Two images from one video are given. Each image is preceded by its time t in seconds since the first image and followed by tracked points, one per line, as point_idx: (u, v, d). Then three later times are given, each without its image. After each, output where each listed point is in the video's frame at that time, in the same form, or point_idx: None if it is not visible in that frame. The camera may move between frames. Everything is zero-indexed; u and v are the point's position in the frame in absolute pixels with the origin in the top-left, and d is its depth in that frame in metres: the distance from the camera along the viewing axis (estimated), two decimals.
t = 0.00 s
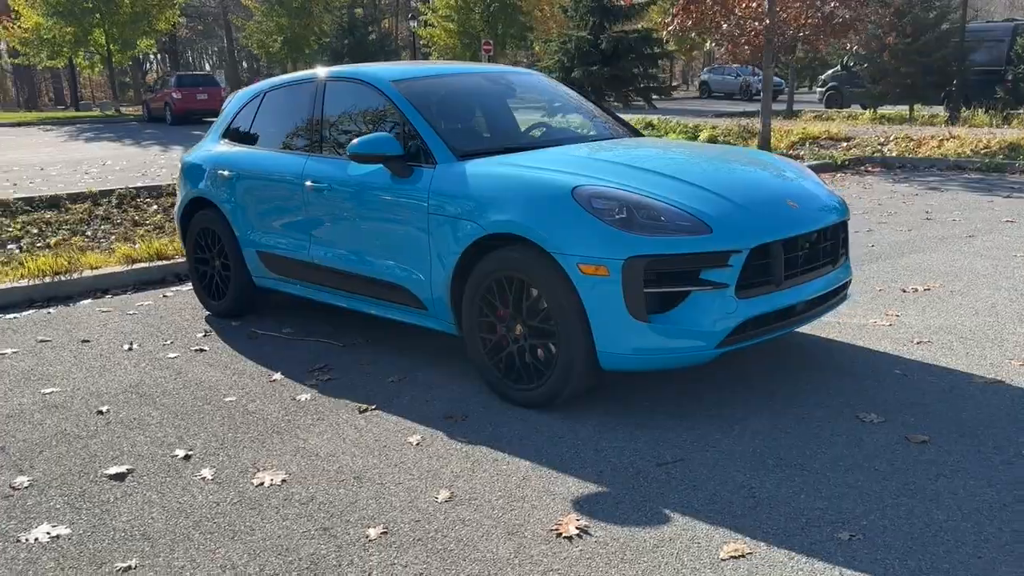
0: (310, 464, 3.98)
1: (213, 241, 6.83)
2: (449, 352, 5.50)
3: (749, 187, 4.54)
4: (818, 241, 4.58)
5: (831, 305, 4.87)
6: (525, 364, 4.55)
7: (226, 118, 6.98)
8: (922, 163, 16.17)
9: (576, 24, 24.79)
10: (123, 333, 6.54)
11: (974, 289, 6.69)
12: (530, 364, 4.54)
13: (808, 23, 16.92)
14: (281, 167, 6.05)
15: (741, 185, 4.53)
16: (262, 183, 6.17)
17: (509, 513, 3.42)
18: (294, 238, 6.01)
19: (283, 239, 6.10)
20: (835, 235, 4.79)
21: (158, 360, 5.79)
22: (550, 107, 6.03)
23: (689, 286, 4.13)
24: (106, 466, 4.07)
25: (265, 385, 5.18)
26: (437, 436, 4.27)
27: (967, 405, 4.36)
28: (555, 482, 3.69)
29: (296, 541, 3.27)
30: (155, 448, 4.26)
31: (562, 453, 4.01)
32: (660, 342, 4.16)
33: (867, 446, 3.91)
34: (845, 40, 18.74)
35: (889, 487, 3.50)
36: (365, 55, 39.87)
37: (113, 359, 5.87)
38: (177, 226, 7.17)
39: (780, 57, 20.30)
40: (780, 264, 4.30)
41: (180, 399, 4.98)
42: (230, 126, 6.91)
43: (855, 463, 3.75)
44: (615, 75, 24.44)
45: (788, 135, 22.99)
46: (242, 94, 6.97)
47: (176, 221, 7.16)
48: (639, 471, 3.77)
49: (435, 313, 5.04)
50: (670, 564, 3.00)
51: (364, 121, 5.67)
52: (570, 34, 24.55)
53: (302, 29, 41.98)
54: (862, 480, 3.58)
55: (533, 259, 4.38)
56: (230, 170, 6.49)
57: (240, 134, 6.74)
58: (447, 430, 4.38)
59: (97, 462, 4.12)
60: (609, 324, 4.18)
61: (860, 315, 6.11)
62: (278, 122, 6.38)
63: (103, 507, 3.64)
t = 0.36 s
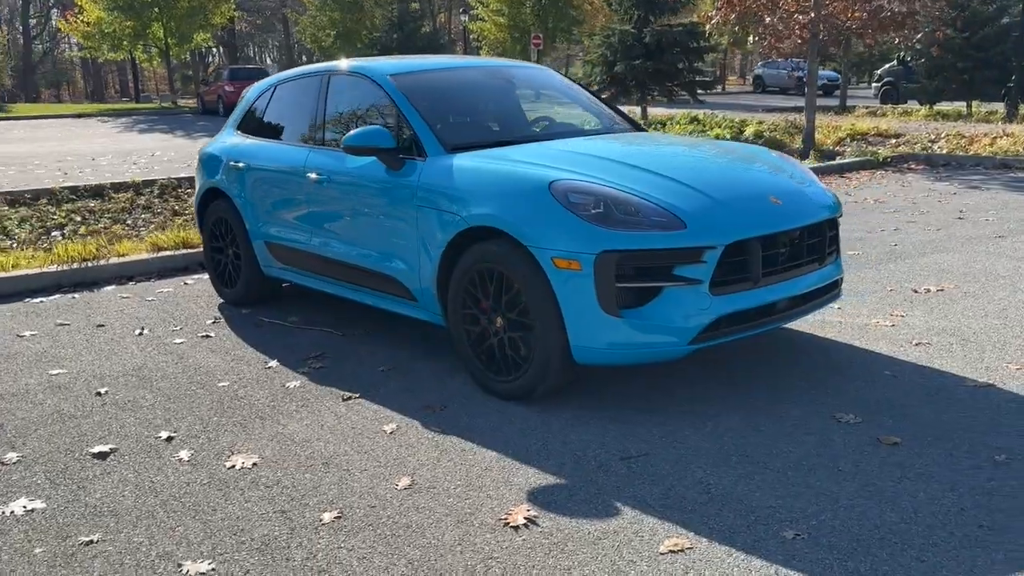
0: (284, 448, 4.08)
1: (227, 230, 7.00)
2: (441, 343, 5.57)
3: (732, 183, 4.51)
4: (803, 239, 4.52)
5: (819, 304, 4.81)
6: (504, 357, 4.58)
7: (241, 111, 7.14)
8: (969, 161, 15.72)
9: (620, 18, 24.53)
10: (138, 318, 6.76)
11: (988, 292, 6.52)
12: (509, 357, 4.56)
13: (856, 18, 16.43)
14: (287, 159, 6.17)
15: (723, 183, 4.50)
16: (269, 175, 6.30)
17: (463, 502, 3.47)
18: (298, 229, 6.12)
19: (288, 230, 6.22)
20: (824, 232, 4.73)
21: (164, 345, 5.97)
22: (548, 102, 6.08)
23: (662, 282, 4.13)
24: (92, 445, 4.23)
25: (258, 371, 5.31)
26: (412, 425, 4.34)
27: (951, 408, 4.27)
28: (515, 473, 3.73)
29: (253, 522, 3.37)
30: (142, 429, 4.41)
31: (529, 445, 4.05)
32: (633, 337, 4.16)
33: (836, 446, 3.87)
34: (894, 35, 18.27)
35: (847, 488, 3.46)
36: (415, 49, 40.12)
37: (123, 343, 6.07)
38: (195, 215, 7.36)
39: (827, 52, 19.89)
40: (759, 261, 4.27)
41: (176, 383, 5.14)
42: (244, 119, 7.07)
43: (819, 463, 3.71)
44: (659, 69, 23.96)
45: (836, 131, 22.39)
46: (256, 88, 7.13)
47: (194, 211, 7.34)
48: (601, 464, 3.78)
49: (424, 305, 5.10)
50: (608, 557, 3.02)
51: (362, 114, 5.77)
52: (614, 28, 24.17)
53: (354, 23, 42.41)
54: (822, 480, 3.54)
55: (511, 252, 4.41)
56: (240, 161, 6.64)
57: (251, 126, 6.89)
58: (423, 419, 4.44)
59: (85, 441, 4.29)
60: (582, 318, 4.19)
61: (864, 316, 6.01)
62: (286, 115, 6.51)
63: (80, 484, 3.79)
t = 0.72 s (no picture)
0: (267, 438, 4.21)
1: (245, 223, 7.18)
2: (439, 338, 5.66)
3: (720, 185, 4.50)
4: (792, 241, 4.48)
5: (812, 308, 4.76)
6: (491, 353, 4.64)
7: (260, 107, 7.30)
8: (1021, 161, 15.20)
9: (667, 10, 23.92)
10: (158, 307, 6.98)
11: (1007, 298, 6.35)
12: (494, 353, 4.62)
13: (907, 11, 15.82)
14: (298, 154, 6.30)
15: (710, 184, 4.49)
16: (281, 170, 6.45)
17: (426, 495, 3.54)
18: (307, 224, 6.25)
19: (298, 224, 6.36)
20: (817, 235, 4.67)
21: (176, 334, 6.17)
22: (553, 102, 6.15)
23: (641, 282, 4.14)
24: (89, 429, 4.41)
25: (260, 362, 5.46)
26: (395, 418, 4.43)
27: (937, 416, 4.20)
28: (483, 468, 3.79)
29: (222, 508, 3.49)
30: (139, 415, 4.58)
31: (505, 441, 4.11)
32: (612, 336, 4.17)
33: (809, 451, 3.84)
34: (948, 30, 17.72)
35: (810, 493, 3.44)
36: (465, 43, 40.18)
37: (139, 331, 6.29)
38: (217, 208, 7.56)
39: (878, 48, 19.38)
40: (741, 263, 4.25)
41: (180, 371, 5.31)
42: (263, 115, 7.23)
43: (787, 467, 3.69)
44: (706, 64, 23.30)
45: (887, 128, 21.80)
46: (275, 84, 7.29)
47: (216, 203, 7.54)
48: (570, 462, 3.82)
49: (419, 300, 5.18)
50: (556, 554, 3.07)
51: (367, 112, 5.88)
52: (660, 22, 23.54)
53: (405, 17, 42.63)
54: (787, 485, 3.53)
55: (497, 250, 4.46)
56: (256, 156, 6.80)
57: (269, 123, 7.06)
58: (407, 413, 4.53)
59: (84, 425, 4.46)
60: (561, 316, 4.22)
61: (870, 319, 5.91)
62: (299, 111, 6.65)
63: (70, 466, 3.96)
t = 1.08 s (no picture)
0: (244, 430, 4.24)
1: (258, 215, 7.26)
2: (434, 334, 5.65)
3: (708, 185, 4.39)
4: (781, 243, 4.36)
5: (806, 312, 4.62)
6: (473, 351, 4.61)
7: (275, 100, 7.37)
8: None
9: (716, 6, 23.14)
10: (171, 297, 7.11)
11: None
12: (476, 351, 4.59)
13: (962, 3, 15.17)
14: (304, 148, 6.34)
15: (696, 184, 4.38)
16: (289, 164, 6.50)
17: (383, 492, 3.53)
18: (312, 217, 6.29)
19: (305, 218, 6.41)
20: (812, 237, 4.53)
21: (182, 324, 6.27)
22: (557, 100, 6.08)
23: (618, 283, 4.07)
24: (76, 416, 4.49)
25: (255, 353, 5.52)
26: (372, 414, 4.44)
27: (925, 429, 4.04)
28: (447, 468, 3.77)
29: (182, 499, 3.53)
30: (126, 404, 4.66)
31: (475, 441, 4.08)
32: (587, 337, 4.11)
33: (781, 461, 3.73)
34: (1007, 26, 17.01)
35: (771, 505, 3.34)
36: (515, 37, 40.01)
37: (147, 320, 6.41)
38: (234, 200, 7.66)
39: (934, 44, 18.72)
40: (723, 265, 4.15)
41: (177, 361, 5.40)
42: (278, 109, 7.30)
43: (755, 477, 3.59)
44: (754, 59, 22.44)
45: (941, 127, 21.07)
46: (289, 78, 7.35)
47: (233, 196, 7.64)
48: (534, 464, 3.78)
49: (410, 296, 5.18)
50: (498, 558, 3.02)
51: (369, 107, 5.90)
52: (708, 16, 22.70)
53: (457, 12, 42.62)
54: (750, 495, 3.43)
55: (478, 247, 4.43)
56: (268, 150, 6.87)
57: (282, 117, 7.13)
58: (386, 408, 4.54)
59: (73, 412, 4.56)
60: (538, 316, 4.18)
61: (879, 325, 5.71)
62: (309, 106, 6.70)
63: (50, 452, 4.05)
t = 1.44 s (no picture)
0: (228, 422, 4.30)
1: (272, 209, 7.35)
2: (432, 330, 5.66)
3: (697, 186, 4.31)
4: (770, 246, 4.26)
5: (799, 316, 4.52)
6: (459, 350, 4.60)
7: (291, 96, 7.45)
8: None
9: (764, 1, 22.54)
10: (187, 289, 7.24)
11: None
12: (462, 350, 4.58)
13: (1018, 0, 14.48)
14: (314, 144, 6.39)
15: (684, 186, 4.31)
16: (299, 159, 6.56)
17: (349, 489, 3.55)
18: (319, 213, 6.34)
19: (313, 214, 6.46)
20: (805, 239, 4.42)
21: (192, 315, 6.39)
22: (563, 98, 6.03)
23: (598, 284, 4.02)
24: (72, 403, 4.61)
25: (255, 347, 5.59)
26: (356, 409, 4.46)
27: (912, 439, 3.92)
28: (417, 465, 3.77)
29: (154, 489, 3.59)
30: (121, 393, 4.77)
31: (451, 439, 4.08)
32: (566, 339, 4.07)
33: (755, 469, 3.65)
34: None
35: (735, 513, 3.27)
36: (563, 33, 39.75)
37: (160, 311, 6.54)
38: (252, 194, 7.74)
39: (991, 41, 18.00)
40: (707, 268, 4.08)
41: (179, 352, 5.50)
42: (293, 105, 7.37)
43: (724, 485, 3.52)
44: (802, 57, 21.73)
45: (996, 127, 20.33)
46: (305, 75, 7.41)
47: (251, 190, 7.73)
48: (505, 465, 3.76)
49: (405, 293, 5.20)
50: (447, 559, 3.01)
51: (373, 104, 5.93)
52: (754, 12, 22.03)
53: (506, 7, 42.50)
54: (716, 503, 3.36)
55: (463, 246, 4.42)
56: (281, 146, 6.94)
57: (296, 113, 7.19)
58: (370, 403, 4.56)
59: (69, 400, 4.68)
60: (518, 316, 4.15)
61: (887, 332, 5.55)
62: (322, 102, 6.76)
63: (39, 439, 4.15)
